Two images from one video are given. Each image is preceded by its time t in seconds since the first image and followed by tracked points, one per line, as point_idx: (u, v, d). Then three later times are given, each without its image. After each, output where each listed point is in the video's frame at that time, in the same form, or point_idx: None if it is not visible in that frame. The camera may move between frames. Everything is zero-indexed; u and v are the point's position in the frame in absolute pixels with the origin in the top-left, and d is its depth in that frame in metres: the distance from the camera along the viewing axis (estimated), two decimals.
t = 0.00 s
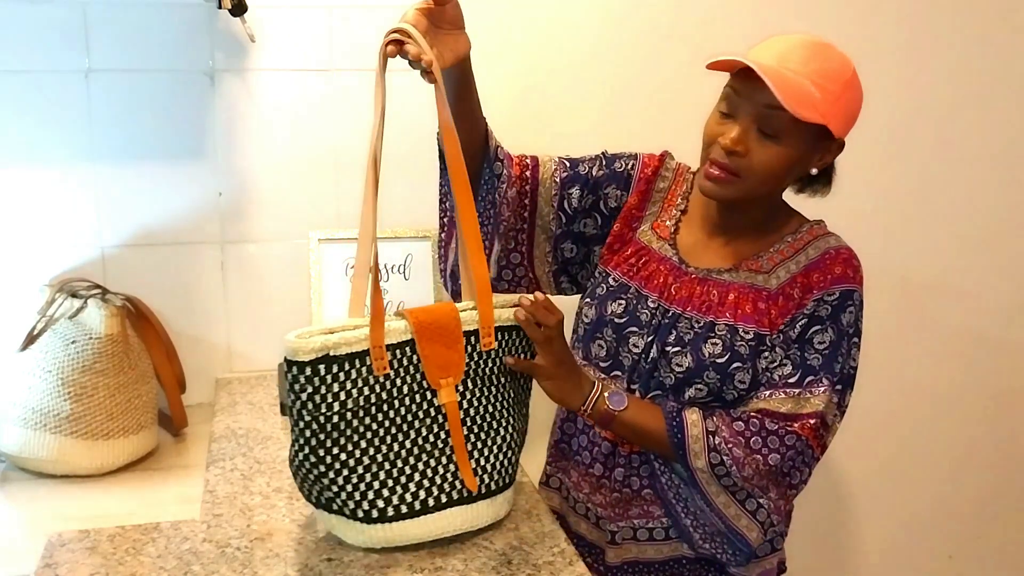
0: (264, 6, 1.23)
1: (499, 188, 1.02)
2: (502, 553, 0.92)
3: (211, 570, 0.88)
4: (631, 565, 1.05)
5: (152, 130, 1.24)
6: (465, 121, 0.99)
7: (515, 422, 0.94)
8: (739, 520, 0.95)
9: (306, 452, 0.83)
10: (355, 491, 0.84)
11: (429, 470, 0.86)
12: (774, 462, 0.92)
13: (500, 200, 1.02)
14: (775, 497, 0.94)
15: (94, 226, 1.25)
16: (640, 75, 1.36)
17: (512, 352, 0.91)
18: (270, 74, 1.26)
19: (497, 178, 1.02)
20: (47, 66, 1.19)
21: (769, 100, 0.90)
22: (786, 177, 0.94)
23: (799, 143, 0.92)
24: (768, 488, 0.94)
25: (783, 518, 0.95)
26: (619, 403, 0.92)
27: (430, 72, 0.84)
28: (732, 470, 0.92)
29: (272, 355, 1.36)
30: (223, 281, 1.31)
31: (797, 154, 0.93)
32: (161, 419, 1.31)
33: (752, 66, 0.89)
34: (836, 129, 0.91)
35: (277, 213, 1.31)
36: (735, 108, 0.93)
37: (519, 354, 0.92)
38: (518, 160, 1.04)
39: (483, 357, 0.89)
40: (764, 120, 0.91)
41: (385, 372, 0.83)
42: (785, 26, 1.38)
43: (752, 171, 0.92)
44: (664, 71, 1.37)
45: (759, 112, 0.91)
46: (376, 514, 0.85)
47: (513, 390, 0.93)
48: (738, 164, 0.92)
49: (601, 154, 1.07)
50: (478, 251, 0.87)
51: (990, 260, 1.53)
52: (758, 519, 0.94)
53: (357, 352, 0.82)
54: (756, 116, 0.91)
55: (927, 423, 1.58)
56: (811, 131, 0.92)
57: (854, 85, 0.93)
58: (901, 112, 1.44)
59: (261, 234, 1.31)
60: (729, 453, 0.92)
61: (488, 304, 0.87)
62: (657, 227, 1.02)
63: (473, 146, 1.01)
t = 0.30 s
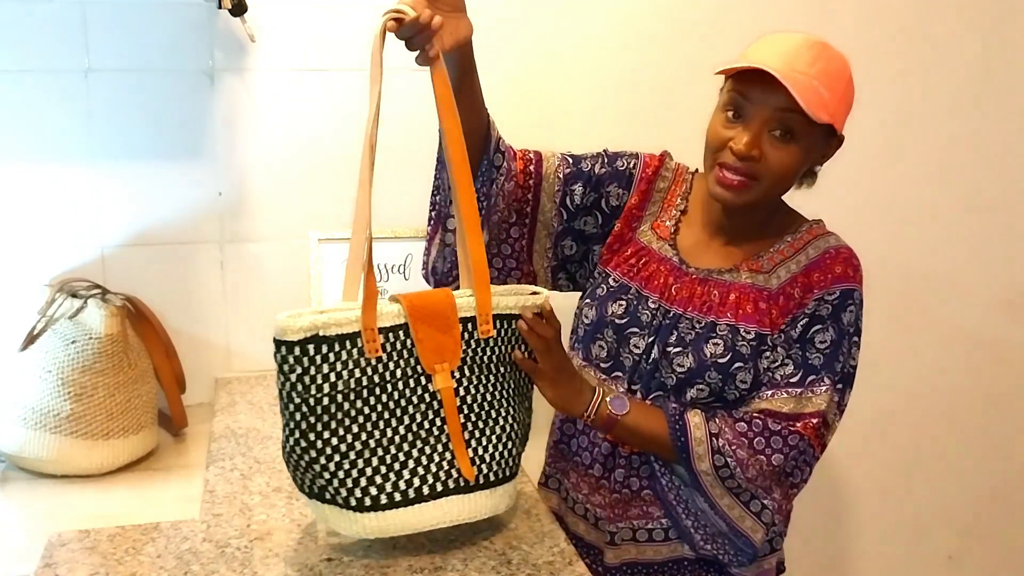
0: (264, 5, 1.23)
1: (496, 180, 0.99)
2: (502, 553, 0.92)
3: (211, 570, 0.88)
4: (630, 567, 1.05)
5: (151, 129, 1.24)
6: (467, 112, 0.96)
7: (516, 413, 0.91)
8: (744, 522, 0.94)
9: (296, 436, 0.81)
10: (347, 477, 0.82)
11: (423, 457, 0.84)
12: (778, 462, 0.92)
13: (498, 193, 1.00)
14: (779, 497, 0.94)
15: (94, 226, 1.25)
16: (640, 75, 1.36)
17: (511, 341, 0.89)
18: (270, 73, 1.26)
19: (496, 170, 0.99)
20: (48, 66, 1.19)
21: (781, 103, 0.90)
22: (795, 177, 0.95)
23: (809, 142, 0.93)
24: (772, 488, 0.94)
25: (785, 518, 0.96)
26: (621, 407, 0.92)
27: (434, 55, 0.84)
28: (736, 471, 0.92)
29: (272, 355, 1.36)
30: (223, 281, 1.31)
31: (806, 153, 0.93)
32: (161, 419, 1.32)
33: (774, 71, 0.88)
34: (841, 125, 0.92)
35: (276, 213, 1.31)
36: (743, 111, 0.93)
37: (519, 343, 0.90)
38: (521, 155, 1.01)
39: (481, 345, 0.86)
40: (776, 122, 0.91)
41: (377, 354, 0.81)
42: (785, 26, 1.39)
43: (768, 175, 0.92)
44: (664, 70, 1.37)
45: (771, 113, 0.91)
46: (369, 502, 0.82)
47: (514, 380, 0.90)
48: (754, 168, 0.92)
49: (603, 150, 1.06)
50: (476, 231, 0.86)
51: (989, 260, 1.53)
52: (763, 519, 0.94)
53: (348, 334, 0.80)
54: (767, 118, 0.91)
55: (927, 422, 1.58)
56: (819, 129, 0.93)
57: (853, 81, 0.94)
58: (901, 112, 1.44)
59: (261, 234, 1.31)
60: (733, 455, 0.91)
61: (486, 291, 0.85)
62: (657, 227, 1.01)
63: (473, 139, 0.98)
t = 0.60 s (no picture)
0: (264, 5, 1.23)
1: (500, 175, 0.99)
2: (502, 553, 0.92)
3: (211, 570, 0.88)
4: (629, 567, 1.04)
5: (151, 129, 1.24)
6: (465, 109, 0.96)
7: (502, 405, 0.90)
8: (747, 526, 0.96)
9: (274, 428, 0.80)
10: (326, 468, 0.81)
11: (403, 449, 0.83)
12: (779, 466, 0.93)
13: (502, 188, 0.99)
14: (781, 500, 0.95)
15: (94, 226, 1.25)
16: (639, 75, 1.36)
17: (497, 334, 0.88)
18: (270, 74, 1.26)
19: (498, 166, 0.99)
20: (48, 67, 1.19)
21: (766, 112, 0.90)
22: (789, 185, 0.95)
23: (801, 150, 0.92)
24: (774, 491, 0.94)
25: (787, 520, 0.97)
26: (621, 413, 0.93)
27: (419, 42, 0.83)
28: (738, 476, 0.93)
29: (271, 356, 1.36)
30: (222, 281, 1.31)
31: (798, 161, 0.93)
32: (161, 418, 1.32)
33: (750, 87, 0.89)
34: (836, 134, 0.92)
35: (276, 213, 1.31)
36: (732, 121, 0.93)
37: (505, 336, 0.89)
38: (525, 150, 1.01)
39: (464, 337, 0.85)
40: (763, 133, 0.91)
41: (354, 346, 0.80)
42: (784, 26, 1.39)
43: (754, 183, 0.92)
44: (664, 70, 1.37)
45: (758, 124, 0.91)
46: (348, 493, 0.82)
47: (501, 373, 0.89)
48: (740, 177, 0.92)
49: (607, 149, 1.05)
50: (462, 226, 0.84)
51: (989, 260, 1.53)
52: (766, 523, 0.95)
53: (324, 325, 0.79)
54: (753, 130, 0.91)
55: (926, 422, 1.58)
56: (810, 137, 0.92)
57: (853, 86, 0.93)
58: (900, 112, 1.44)
59: (261, 234, 1.31)
60: (734, 460, 0.92)
61: (470, 282, 0.84)
62: (659, 228, 1.02)
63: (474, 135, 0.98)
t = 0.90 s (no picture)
0: (265, 5, 1.23)
1: (496, 179, 0.99)
2: (502, 553, 0.92)
3: (211, 570, 0.88)
4: (626, 567, 1.05)
5: (151, 129, 1.24)
6: (462, 115, 0.96)
7: (490, 411, 0.91)
8: (746, 530, 0.96)
9: (261, 429, 0.83)
10: (309, 469, 0.84)
11: (386, 453, 0.85)
12: (775, 469, 0.93)
13: (498, 192, 0.99)
14: (780, 504, 0.95)
15: (94, 226, 1.25)
16: (639, 75, 1.36)
17: (488, 339, 0.89)
18: (270, 74, 1.26)
19: (495, 170, 0.99)
20: (48, 67, 1.19)
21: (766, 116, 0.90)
22: (787, 188, 0.95)
23: (800, 154, 0.92)
24: (772, 495, 0.94)
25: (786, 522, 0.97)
26: (615, 417, 0.94)
27: (415, 50, 0.83)
28: (734, 481, 0.93)
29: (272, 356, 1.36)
30: (223, 281, 1.31)
31: (797, 165, 0.93)
32: (161, 419, 1.32)
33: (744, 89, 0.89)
34: (836, 139, 0.91)
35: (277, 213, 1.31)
36: (732, 123, 0.93)
37: (495, 341, 0.89)
38: (523, 154, 1.01)
39: (452, 343, 0.86)
40: (762, 135, 0.91)
41: (340, 350, 0.82)
42: (785, 26, 1.38)
43: (750, 186, 0.92)
44: (664, 70, 1.37)
45: (757, 127, 0.90)
46: (331, 494, 0.84)
47: (490, 378, 0.90)
48: (736, 179, 0.92)
49: (608, 150, 1.05)
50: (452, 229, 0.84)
51: (990, 260, 1.52)
52: (764, 527, 0.95)
53: (310, 329, 0.81)
54: (753, 132, 0.91)
55: (927, 423, 1.58)
56: (811, 141, 0.92)
57: (855, 89, 0.93)
58: (901, 112, 1.44)
59: (261, 234, 1.31)
60: (730, 465, 0.92)
61: (459, 289, 0.85)
62: (659, 229, 1.02)
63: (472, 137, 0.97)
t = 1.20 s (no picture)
0: (264, 5, 1.23)
1: (492, 183, 0.99)
2: (502, 553, 0.91)
3: (211, 570, 0.88)
4: (625, 567, 1.04)
5: (151, 129, 1.24)
6: (457, 120, 0.96)
7: (489, 415, 0.91)
8: (744, 530, 0.95)
9: (263, 436, 0.82)
10: (311, 476, 0.83)
11: (387, 458, 0.85)
12: (771, 469, 0.93)
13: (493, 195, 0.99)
14: (778, 504, 0.94)
15: (94, 226, 1.25)
16: (640, 74, 1.36)
17: (486, 343, 0.89)
18: (270, 74, 1.25)
19: (491, 173, 0.99)
20: (48, 67, 1.19)
21: (776, 111, 0.89)
22: (791, 186, 0.94)
23: (805, 150, 0.92)
24: (769, 495, 0.94)
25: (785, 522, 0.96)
26: (610, 420, 0.93)
27: (411, 58, 0.82)
28: (730, 482, 0.92)
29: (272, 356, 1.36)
30: (223, 281, 1.31)
31: (802, 161, 0.93)
32: (161, 419, 1.31)
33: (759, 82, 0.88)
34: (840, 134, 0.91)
35: (277, 213, 1.31)
36: (739, 119, 0.92)
37: (494, 345, 0.89)
38: (519, 157, 1.01)
39: (450, 348, 0.86)
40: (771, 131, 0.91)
41: (341, 356, 0.81)
42: (786, 24, 1.38)
43: (759, 184, 0.92)
44: (664, 69, 1.36)
45: (766, 122, 0.90)
46: (333, 500, 0.84)
47: (490, 381, 0.90)
48: (745, 178, 0.91)
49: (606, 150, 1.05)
50: (450, 234, 0.84)
51: (992, 259, 1.52)
52: (763, 527, 0.95)
53: (310, 336, 0.80)
54: (761, 127, 0.91)
55: (930, 422, 1.58)
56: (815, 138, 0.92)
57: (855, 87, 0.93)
58: (903, 111, 1.44)
59: (261, 234, 1.31)
60: (726, 466, 0.92)
61: (457, 293, 0.85)
62: (657, 229, 1.01)
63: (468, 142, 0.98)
